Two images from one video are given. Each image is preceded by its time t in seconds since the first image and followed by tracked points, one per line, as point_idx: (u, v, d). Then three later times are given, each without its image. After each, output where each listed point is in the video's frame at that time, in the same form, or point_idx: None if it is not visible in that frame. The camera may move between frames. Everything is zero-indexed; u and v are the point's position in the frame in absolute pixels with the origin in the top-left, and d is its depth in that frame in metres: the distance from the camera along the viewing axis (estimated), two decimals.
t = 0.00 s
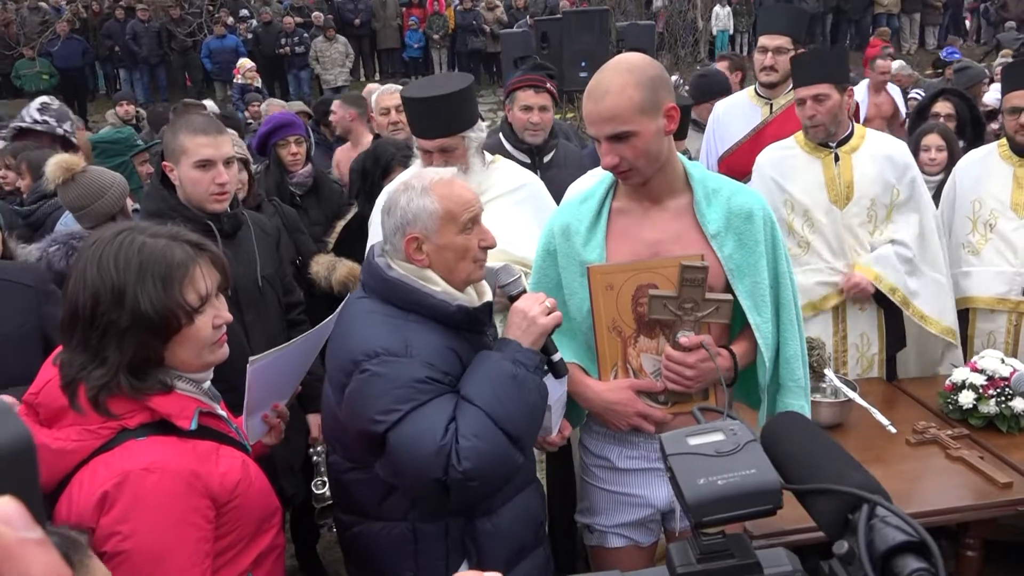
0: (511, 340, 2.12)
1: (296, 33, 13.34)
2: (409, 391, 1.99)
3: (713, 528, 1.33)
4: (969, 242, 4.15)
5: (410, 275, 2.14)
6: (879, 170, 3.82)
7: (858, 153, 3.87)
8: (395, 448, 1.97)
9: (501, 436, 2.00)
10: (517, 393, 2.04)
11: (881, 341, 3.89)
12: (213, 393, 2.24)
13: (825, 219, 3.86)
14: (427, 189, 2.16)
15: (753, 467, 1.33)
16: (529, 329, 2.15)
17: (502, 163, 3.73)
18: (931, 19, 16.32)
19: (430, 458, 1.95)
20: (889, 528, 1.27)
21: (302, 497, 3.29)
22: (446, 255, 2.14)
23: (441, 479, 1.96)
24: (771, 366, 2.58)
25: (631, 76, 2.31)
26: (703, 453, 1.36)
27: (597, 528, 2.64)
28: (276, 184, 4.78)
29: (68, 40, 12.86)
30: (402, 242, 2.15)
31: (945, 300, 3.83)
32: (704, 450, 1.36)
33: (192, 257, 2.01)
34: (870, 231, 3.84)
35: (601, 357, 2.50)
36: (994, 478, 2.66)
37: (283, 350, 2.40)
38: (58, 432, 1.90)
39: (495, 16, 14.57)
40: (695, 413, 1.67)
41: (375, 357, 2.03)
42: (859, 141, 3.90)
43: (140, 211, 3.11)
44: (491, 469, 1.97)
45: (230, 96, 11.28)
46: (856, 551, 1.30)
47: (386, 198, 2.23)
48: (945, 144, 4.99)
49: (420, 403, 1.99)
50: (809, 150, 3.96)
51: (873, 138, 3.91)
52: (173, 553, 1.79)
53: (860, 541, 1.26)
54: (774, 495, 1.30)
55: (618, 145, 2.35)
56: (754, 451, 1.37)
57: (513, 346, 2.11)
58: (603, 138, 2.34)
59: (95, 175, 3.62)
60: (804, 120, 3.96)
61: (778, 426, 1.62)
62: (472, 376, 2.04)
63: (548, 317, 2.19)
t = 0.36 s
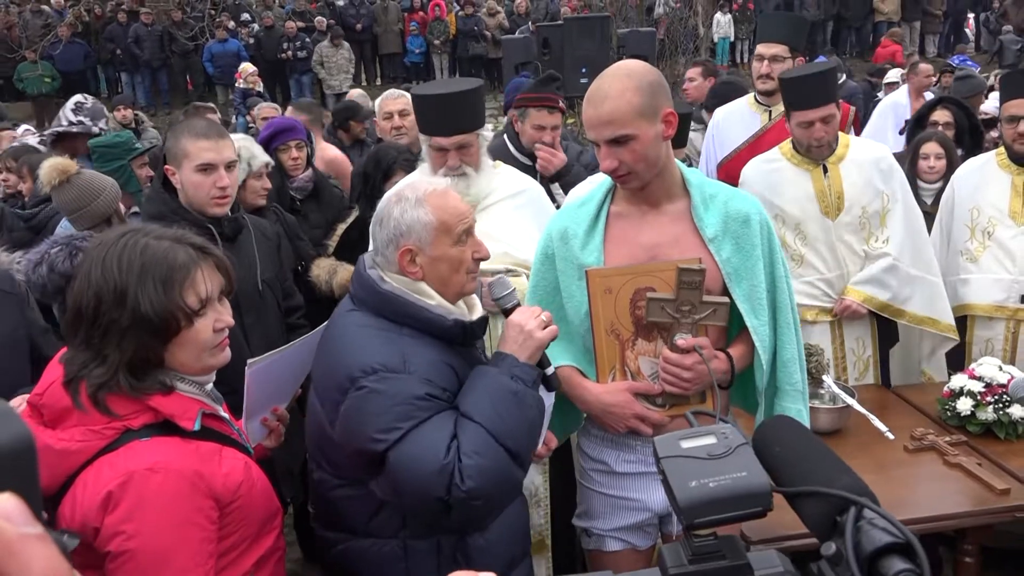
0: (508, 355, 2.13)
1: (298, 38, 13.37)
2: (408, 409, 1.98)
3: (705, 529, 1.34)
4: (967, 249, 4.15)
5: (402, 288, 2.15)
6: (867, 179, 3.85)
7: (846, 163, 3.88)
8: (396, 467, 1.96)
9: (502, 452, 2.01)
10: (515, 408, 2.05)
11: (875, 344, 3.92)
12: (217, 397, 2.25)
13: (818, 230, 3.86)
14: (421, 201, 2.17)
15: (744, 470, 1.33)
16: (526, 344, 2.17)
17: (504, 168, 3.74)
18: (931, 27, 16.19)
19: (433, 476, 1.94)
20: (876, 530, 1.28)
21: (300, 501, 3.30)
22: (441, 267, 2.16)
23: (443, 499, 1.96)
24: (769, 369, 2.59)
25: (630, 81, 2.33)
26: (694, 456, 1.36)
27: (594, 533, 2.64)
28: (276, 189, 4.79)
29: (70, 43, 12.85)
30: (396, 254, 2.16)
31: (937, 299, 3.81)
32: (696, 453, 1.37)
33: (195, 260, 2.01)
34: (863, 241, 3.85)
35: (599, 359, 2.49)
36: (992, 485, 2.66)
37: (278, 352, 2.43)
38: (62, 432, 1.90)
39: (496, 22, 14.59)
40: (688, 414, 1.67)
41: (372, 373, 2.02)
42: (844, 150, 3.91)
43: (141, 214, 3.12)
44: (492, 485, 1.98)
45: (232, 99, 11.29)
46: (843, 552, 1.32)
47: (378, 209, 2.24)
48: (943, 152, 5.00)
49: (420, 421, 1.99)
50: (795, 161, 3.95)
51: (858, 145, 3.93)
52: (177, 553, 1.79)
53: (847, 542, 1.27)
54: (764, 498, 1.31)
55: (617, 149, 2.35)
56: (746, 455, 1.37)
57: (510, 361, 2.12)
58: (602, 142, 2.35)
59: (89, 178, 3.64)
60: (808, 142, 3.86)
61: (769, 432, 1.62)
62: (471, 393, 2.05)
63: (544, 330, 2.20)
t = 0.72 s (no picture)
0: (507, 360, 2.15)
1: (303, 39, 13.41)
2: (412, 420, 1.98)
3: (701, 528, 1.34)
4: (972, 251, 4.14)
5: (398, 295, 2.14)
6: (867, 179, 3.85)
7: (846, 163, 3.89)
8: (401, 479, 1.95)
9: (506, 459, 2.02)
10: (517, 414, 2.06)
11: (877, 345, 3.91)
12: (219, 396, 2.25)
13: (823, 232, 3.87)
14: (415, 206, 2.18)
15: (741, 469, 1.33)
16: (526, 350, 2.18)
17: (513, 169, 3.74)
18: (937, 30, 16.27)
19: (440, 487, 1.94)
20: (871, 529, 1.29)
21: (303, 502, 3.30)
22: (437, 272, 2.17)
23: (450, 511, 1.96)
24: (769, 370, 2.58)
25: (635, 82, 2.33)
26: (693, 456, 1.36)
27: (597, 533, 2.64)
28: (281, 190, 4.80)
29: (76, 45, 12.88)
30: (392, 261, 2.16)
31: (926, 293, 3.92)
32: (694, 452, 1.37)
33: (196, 261, 2.02)
34: (863, 241, 3.86)
35: (601, 361, 2.49)
36: (996, 489, 2.65)
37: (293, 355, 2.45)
38: (63, 430, 1.91)
39: (501, 23, 14.60)
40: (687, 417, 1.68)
41: (374, 384, 2.00)
42: (843, 152, 3.92)
43: (146, 215, 3.13)
44: (497, 494, 1.99)
45: (237, 100, 11.30)
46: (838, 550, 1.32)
47: (370, 216, 2.24)
48: (948, 154, 4.99)
49: (422, 432, 1.98)
50: (795, 163, 3.93)
51: (855, 147, 3.95)
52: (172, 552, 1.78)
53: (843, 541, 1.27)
54: (759, 496, 1.30)
55: (621, 150, 2.35)
56: (743, 454, 1.37)
57: (510, 367, 2.14)
58: (606, 143, 2.35)
59: (87, 180, 3.65)
60: (813, 149, 3.82)
61: (772, 431, 1.61)
62: (473, 400, 2.05)
63: (544, 335, 2.23)
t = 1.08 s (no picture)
0: (505, 362, 2.16)
1: (308, 38, 13.42)
2: (409, 424, 1.98)
3: (702, 526, 1.34)
4: (979, 250, 4.13)
5: (397, 298, 2.14)
6: (880, 178, 3.84)
7: (859, 162, 3.87)
8: (397, 483, 1.95)
9: (505, 463, 2.02)
10: (517, 418, 2.07)
11: (882, 345, 3.88)
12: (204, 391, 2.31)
13: (834, 227, 3.86)
14: (416, 209, 2.18)
15: (742, 468, 1.33)
16: (525, 351, 2.19)
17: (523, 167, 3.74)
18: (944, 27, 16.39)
19: (437, 491, 1.94)
20: (866, 525, 1.29)
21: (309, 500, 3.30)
22: (437, 276, 2.16)
23: (448, 515, 1.96)
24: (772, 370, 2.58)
25: (640, 81, 2.33)
26: (694, 456, 1.36)
27: (600, 530, 2.65)
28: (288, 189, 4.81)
29: (83, 42, 12.91)
30: (391, 264, 2.16)
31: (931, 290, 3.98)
32: (695, 452, 1.37)
33: (173, 261, 1.94)
34: (873, 240, 3.85)
35: (606, 360, 2.49)
36: (1003, 489, 2.64)
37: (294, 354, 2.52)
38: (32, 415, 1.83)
39: (507, 21, 14.61)
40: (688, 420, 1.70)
41: (370, 388, 2.00)
42: (858, 151, 3.91)
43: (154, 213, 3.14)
44: (495, 499, 1.99)
45: (243, 98, 11.33)
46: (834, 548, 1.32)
47: (371, 219, 2.24)
48: (954, 153, 4.97)
49: (418, 437, 1.98)
50: (809, 159, 3.93)
51: (868, 147, 3.93)
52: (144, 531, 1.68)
53: (838, 539, 1.28)
54: (759, 495, 1.31)
55: (626, 149, 2.35)
56: (744, 454, 1.37)
57: (509, 369, 2.14)
58: (612, 142, 2.35)
59: (79, 182, 3.69)
60: (829, 144, 3.80)
61: (773, 433, 1.61)
62: (471, 404, 2.05)
63: (543, 336, 2.22)
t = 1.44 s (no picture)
0: (516, 371, 2.15)
1: (314, 40, 13.43)
2: (416, 426, 1.99)
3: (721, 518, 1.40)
4: (985, 255, 4.13)
5: (407, 300, 2.15)
6: (894, 182, 3.84)
7: (876, 166, 3.87)
8: (401, 485, 1.96)
9: (510, 470, 2.02)
10: (523, 426, 2.06)
11: (891, 353, 3.87)
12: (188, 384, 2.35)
13: (847, 229, 3.85)
14: (430, 213, 2.19)
15: (759, 466, 1.35)
16: (536, 360, 2.18)
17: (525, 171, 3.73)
18: (950, 31, 16.32)
19: (440, 496, 1.95)
20: (868, 513, 1.28)
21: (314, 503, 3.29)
22: (446, 281, 2.17)
23: (450, 520, 1.97)
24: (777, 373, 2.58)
25: (643, 85, 2.33)
26: (715, 454, 1.39)
27: (606, 533, 2.66)
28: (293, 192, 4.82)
29: (90, 44, 12.93)
30: (402, 267, 2.16)
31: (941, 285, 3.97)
32: (717, 451, 1.39)
33: (159, 273, 2.04)
34: (886, 244, 3.86)
35: (610, 364, 2.50)
36: (1008, 494, 2.64)
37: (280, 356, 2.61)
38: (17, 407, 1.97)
39: (512, 24, 14.61)
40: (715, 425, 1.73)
41: (378, 388, 2.01)
42: (874, 154, 3.91)
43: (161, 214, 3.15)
44: (499, 505, 1.99)
45: (248, 100, 11.33)
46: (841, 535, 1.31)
47: (385, 219, 2.24)
48: (960, 157, 4.97)
49: (425, 439, 1.99)
50: (825, 161, 3.92)
51: (885, 151, 3.93)
52: (150, 491, 1.88)
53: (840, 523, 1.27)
54: (775, 490, 1.32)
55: (631, 154, 2.35)
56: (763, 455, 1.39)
57: (518, 379, 2.13)
58: (616, 146, 2.35)
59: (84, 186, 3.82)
60: (843, 149, 3.82)
61: (787, 436, 1.62)
62: (479, 409, 2.05)
63: (554, 347, 2.22)
